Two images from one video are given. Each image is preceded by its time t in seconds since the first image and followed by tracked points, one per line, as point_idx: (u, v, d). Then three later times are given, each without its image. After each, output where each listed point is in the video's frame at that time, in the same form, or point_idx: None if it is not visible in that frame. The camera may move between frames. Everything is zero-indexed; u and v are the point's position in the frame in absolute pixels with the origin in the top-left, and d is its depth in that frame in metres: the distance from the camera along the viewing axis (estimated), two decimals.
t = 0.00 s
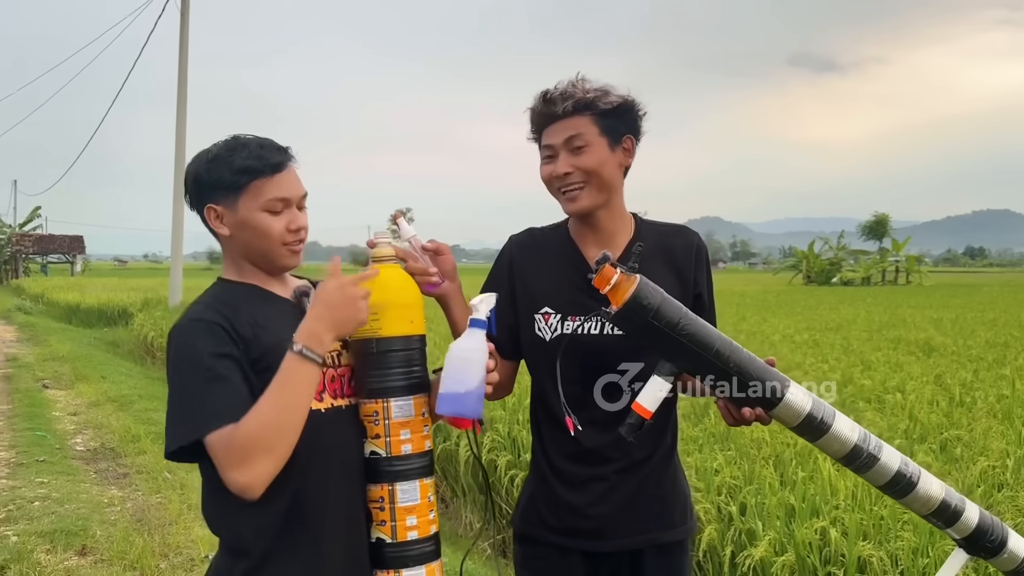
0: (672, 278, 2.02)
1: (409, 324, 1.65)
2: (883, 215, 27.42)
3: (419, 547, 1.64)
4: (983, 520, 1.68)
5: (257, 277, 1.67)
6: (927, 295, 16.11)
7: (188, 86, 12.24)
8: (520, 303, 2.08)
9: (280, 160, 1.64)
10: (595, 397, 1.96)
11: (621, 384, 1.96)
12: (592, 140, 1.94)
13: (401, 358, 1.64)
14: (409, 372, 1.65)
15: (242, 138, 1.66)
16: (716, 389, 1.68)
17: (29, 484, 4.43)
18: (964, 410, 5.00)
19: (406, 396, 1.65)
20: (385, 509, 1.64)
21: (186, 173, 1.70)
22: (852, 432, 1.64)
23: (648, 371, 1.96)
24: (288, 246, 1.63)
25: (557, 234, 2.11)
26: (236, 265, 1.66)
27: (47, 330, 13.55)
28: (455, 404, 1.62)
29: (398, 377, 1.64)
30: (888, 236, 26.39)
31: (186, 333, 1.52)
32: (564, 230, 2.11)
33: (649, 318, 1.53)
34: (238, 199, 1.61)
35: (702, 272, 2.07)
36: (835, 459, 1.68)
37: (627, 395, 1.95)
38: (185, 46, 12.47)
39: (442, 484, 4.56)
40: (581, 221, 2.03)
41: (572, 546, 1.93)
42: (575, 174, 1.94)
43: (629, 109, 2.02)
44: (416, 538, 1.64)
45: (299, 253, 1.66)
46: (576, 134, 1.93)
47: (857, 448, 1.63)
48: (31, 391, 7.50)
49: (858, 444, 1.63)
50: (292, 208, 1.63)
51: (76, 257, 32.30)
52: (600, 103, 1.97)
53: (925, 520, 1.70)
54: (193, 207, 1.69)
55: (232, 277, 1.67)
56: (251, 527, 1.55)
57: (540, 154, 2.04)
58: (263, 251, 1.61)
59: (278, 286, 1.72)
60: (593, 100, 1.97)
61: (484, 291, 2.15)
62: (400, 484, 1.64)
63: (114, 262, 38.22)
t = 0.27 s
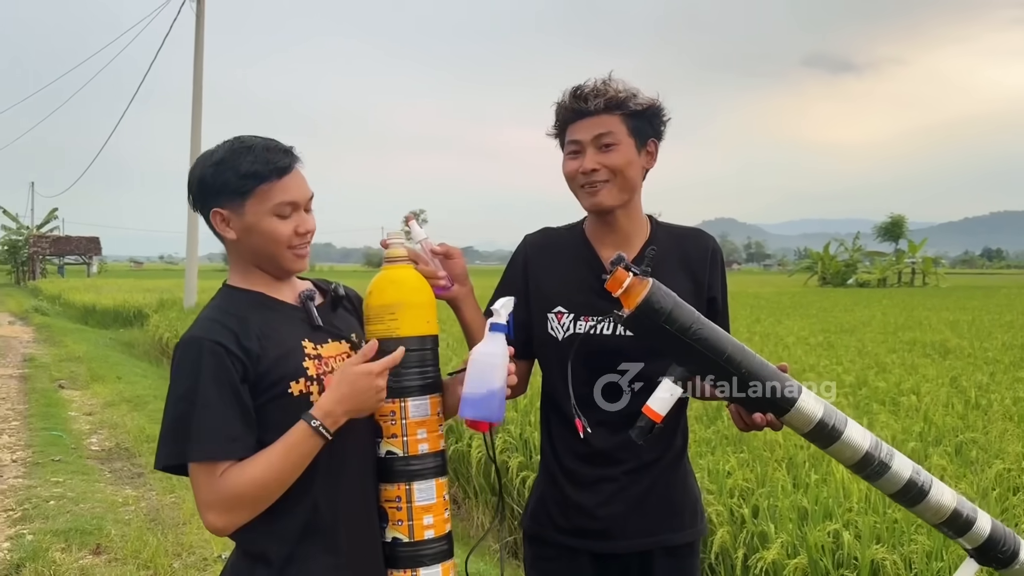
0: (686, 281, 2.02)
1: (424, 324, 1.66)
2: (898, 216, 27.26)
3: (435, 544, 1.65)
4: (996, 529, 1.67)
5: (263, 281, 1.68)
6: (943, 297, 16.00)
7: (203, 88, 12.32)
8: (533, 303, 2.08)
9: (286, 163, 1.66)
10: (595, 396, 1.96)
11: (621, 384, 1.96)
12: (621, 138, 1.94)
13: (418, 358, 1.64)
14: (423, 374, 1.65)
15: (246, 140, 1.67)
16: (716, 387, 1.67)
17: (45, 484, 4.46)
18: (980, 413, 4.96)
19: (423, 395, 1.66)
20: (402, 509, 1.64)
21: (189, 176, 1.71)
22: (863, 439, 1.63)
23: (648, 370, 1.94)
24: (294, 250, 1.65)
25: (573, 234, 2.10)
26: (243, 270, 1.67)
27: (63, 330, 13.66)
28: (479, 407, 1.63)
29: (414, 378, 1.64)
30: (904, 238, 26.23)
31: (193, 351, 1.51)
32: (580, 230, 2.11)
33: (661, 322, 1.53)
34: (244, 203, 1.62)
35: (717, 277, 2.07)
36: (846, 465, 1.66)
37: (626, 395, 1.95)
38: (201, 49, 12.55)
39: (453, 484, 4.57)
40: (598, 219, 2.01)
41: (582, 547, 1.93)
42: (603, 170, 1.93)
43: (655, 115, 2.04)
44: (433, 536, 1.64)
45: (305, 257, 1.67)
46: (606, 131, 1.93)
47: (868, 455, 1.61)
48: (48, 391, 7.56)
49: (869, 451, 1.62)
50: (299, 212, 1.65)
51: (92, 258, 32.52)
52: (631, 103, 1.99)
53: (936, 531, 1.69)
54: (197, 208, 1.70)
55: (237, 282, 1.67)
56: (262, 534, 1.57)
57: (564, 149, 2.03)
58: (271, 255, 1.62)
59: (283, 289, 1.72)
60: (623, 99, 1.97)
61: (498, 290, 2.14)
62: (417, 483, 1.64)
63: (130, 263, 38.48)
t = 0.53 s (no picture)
0: (703, 285, 2.01)
1: (428, 325, 1.67)
2: (914, 218, 27.10)
3: (439, 546, 1.65)
4: (1005, 546, 1.69)
5: (273, 276, 1.69)
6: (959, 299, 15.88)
7: (217, 92, 12.39)
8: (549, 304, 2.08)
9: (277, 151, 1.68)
10: (594, 393, 1.97)
11: (620, 384, 1.96)
12: (647, 136, 1.95)
13: (421, 361, 1.65)
14: (426, 377, 1.66)
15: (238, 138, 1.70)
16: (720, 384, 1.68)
17: (59, 484, 4.49)
18: (996, 416, 4.92)
19: (427, 399, 1.66)
20: (407, 511, 1.65)
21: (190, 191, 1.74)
22: (878, 450, 1.63)
23: (648, 370, 1.94)
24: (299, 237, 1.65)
25: (591, 235, 2.10)
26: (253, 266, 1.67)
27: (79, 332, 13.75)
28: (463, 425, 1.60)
29: (416, 381, 1.64)
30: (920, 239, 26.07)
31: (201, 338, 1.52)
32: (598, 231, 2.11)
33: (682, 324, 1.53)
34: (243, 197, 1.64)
35: (734, 282, 2.07)
36: (859, 475, 1.67)
37: (625, 395, 1.95)
38: (215, 53, 12.62)
39: (465, 486, 4.57)
40: (616, 219, 2.01)
41: (593, 546, 1.93)
42: (625, 166, 1.93)
43: (681, 123, 2.04)
44: (437, 539, 1.65)
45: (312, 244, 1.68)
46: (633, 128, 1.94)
47: (883, 466, 1.62)
48: (63, 392, 7.61)
49: (884, 461, 1.62)
50: (297, 197, 1.66)
51: (107, 260, 32.74)
52: (661, 106, 2.00)
53: (946, 544, 1.70)
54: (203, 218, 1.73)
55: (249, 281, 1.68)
56: (270, 532, 1.58)
57: (591, 146, 2.04)
58: (276, 245, 1.63)
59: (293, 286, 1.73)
60: (652, 101, 1.99)
61: (512, 289, 2.15)
62: (423, 485, 1.65)
63: (146, 265, 38.72)
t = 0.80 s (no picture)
0: (722, 284, 2.02)
1: (437, 327, 1.67)
2: (929, 220, 26.92)
3: (445, 550, 1.65)
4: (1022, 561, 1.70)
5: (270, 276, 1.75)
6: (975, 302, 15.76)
7: (232, 95, 12.45)
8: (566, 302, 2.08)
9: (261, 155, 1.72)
10: (595, 396, 1.98)
11: (620, 384, 1.96)
12: (637, 143, 1.96)
13: (429, 362, 1.65)
14: (433, 379, 1.66)
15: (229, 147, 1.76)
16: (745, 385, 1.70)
17: (74, 484, 4.53)
18: (1011, 420, 4.88)
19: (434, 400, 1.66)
20: (415, 515, 1.64)
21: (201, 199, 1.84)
22: (901, 458, 1.64)
23: (648, 370, 1.94)
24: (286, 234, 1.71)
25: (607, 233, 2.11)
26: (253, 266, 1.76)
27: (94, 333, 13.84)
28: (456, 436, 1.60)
29: (423, 381, 1.65)
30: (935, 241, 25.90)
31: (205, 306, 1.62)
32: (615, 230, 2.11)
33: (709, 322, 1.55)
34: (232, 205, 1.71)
35: (751, 279, 2.07)
36: (880, 483, 1.67)
37: (625, 396, 1.95)
38: (230, 56, 12.68)
39: (476, 488, 4.57)
40: (629, 224, 2.04)
41: (607, 544, 1.92)
42: (618, 175, 1.97)
43: (683, 118, 2.03)
44: (445, 542, 1.64)
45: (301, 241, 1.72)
46: (621, 137, 1.96)
47: (905, 474, 1.63)
48: (78, 393, 7.66)
49: (907, 470, 1.63)
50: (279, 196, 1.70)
51: (123, 262, 32.96)
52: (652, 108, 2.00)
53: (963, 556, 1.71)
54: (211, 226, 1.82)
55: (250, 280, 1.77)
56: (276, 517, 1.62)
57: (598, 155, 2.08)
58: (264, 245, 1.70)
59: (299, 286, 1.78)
60: (645, 105, 2.00)
61: (526, 287, 2.15)
62: (430, 488, 1.64)
63: (161, 267, 38.94)
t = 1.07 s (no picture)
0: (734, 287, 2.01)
1: (435, 329, 1.67)
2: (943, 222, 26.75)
3: (442, 553, 1.64)
4: None
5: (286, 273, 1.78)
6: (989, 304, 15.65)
7: (243, 97, 12.50)
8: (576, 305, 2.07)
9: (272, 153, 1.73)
10: (595, 397, 1.99)
11: (620, 384, 1.97)
12: (642, 148, 1.95)
13: (427, 364, 1.65)
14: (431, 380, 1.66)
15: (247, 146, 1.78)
16: (756, 386, 1.70)
17: (85, 483, 4.55)
18: None
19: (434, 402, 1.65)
20: (411, 517, 1.64)
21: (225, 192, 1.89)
22: (915, 456, 1.63)
23: (647, 370, 1.94)
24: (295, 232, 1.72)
25: (616, 237, 2.11)
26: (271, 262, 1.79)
27: (107, 334, 13.92)
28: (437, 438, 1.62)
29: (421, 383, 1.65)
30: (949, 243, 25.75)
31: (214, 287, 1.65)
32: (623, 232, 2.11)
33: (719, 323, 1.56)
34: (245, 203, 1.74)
35: (763, 280, 2.05)
36: (894, 482, 1.66)
37: (626, 396, 1.96)
38: (241, 60, 12.75)
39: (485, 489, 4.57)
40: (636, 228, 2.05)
41: (620, 543, 1.92)
42: (623, 181, 1.97)
43: (688, 118, 2.02)
44: (441, 545, 1.64)
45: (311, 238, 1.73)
46: (626, 142, 1.96)
47: (920, 472, 1.62)
48: (90, 393, 7.70)
49: (922, 468, 1.62)
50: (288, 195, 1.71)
51: (136, 264, 33.14)
52: (654, 111, 2.00)
53: (978, 554, 1.70)
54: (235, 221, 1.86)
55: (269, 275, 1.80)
56: (274, 505, 1.64)
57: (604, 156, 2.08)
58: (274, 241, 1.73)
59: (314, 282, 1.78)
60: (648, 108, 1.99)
61: (537, 290, 2.14)
62: (426, 490, 1.64)
63: (174, 268, 39.12)
